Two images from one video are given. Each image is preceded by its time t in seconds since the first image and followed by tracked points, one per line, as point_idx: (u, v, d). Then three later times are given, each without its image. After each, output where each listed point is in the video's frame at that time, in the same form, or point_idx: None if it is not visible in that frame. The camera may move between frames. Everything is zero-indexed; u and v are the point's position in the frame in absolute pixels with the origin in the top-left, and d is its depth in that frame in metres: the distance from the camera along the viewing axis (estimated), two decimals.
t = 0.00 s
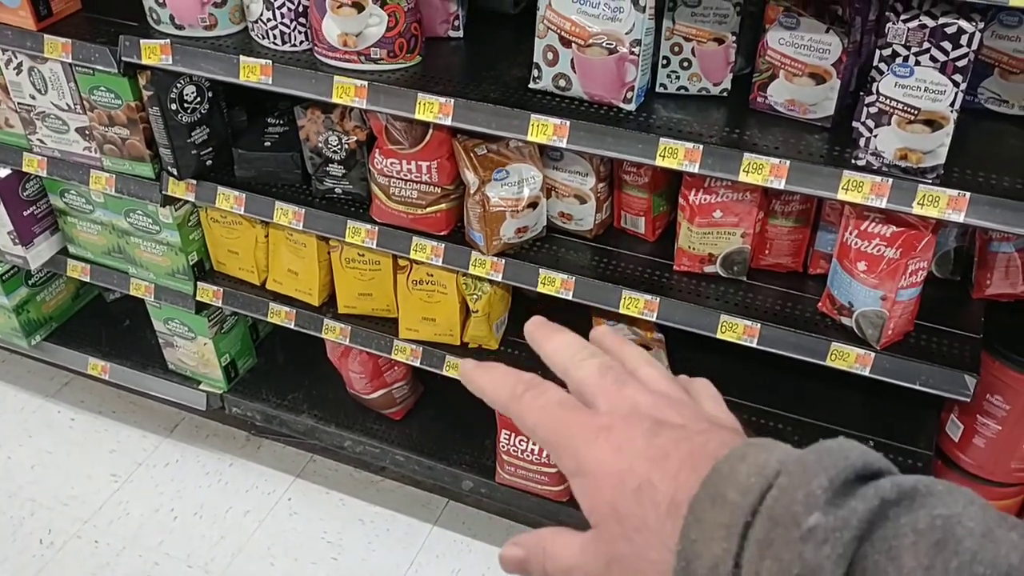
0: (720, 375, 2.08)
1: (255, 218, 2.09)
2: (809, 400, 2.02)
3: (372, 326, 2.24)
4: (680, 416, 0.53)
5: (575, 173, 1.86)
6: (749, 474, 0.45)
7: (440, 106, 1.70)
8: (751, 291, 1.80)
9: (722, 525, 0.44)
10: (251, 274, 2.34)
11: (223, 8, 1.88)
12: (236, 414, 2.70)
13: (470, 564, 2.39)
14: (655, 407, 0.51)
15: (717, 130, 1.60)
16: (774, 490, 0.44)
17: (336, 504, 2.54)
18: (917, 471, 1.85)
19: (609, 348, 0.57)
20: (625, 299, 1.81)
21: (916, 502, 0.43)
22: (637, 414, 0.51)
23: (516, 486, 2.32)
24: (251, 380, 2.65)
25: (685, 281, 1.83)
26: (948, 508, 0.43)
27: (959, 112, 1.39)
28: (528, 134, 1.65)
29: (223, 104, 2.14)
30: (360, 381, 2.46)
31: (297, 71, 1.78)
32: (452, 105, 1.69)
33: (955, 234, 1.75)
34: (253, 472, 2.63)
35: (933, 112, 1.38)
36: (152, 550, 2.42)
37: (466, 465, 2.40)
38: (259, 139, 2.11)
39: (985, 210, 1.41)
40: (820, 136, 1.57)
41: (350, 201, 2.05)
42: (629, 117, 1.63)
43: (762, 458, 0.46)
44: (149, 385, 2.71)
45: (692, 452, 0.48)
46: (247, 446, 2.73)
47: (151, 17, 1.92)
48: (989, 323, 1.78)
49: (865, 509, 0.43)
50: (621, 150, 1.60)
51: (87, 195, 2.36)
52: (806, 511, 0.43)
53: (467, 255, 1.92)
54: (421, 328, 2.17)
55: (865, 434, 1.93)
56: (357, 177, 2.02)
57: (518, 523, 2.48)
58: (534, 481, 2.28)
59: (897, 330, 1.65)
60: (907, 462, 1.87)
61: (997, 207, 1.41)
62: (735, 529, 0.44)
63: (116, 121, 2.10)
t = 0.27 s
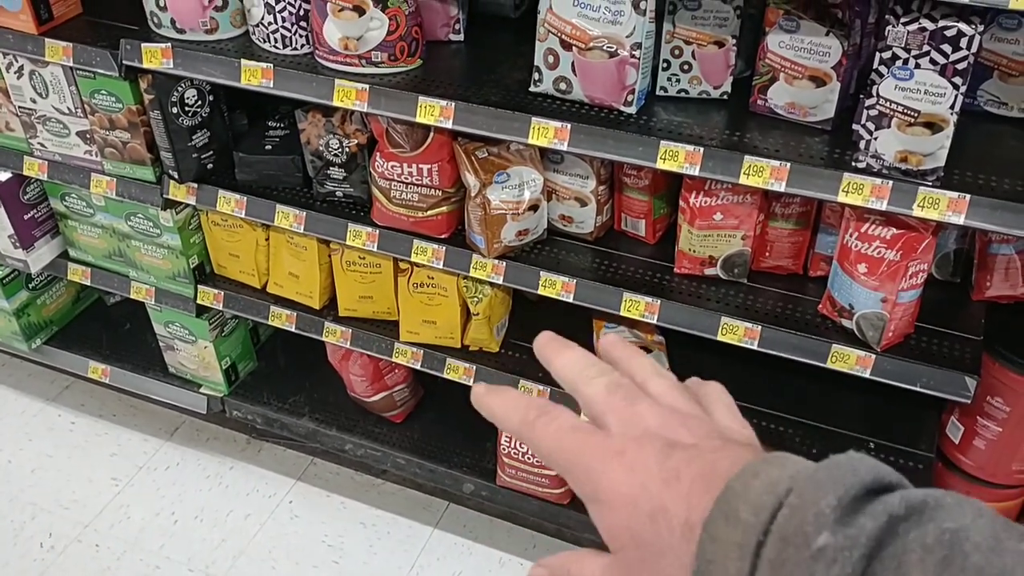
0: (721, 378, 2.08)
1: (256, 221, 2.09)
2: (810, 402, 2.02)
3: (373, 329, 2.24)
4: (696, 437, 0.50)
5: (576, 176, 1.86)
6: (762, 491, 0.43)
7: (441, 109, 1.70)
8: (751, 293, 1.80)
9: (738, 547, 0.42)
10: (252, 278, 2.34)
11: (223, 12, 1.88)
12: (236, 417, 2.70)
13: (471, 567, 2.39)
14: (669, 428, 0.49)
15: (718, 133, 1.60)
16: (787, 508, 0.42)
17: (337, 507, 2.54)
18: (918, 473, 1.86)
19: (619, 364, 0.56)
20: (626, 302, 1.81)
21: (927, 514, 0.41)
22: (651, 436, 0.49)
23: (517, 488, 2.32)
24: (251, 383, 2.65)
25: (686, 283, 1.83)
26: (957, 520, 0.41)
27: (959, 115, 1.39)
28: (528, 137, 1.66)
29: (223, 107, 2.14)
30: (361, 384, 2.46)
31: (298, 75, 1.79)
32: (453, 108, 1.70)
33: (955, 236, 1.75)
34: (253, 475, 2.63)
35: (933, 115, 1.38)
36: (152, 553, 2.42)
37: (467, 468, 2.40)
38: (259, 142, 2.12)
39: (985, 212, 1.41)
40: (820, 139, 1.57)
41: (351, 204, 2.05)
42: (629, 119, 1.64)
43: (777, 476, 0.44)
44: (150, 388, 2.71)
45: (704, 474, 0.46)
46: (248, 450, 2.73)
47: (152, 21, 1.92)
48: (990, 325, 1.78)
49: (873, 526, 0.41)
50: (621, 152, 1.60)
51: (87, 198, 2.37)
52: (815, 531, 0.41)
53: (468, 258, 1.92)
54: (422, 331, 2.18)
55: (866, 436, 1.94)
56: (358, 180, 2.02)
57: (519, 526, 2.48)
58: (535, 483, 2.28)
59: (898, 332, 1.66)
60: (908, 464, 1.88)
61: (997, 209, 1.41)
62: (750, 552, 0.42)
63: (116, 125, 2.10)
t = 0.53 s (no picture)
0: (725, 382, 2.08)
1: (259, 226, 2.09)
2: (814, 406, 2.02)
3: (376, 333, 2.24)
4: (755, 486, 0.68)
5: (580, 180, 1.86)
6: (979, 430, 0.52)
7: (445, 114, 1.70)
8: (756, 298, 1.80)
9: (964, 477, 0.50)
10: (255, 282, 2.34)
11: (227, 17, 1.88)
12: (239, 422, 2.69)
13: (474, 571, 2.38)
14: (854, 393, 0.59)
15: (722, 137, 1.60)
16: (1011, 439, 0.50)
17: (339, 511, 2.54)
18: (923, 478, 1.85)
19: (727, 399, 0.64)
20: (630, 306, 1.81)
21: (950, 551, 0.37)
22: (842, 404, 0.58)
23: (520, 493, 2.31)
24: (254, 388, 2.64)
25: (690, 288, 1.83)
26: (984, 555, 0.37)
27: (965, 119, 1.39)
28: (533, 141, 1.65)
29: (227, 112, 2.14)
30: (363, 389, 2.45)
31: (301, 80, 1.79)
32: (457, 113, 1.70)
33: (959, 239, 1.76)
34: (256, 480, 2.63)
35: (939, 119, 1.38)
36: (155, 559, 2.42)
37: (470, 472, 2.40)
38: (262, 147, 2.11)
39: (991, 217, 1.41)
40: (825, 143, 1.57)
41: (355, 209, 2.05)
42: (634, 124, 1.63)
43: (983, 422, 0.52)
44: (152, 393, 2.70)
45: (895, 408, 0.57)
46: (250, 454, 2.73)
47: (155, 26, 1.92)
48: (995, 329, 1.78)
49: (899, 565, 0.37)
50: (625, 157, 1.60)
51: (90, 203, 2.36)
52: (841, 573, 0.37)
53: (471, 262, 1.91)
54: (425, 336, 2.17)
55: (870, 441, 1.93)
56: (361, 184, 2.02)
57: (523, 531, 2.48)
58: (538, 488, 2.28)
59: (903, 337, 1.65)
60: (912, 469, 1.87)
61: (1003, 214, 1.41)
62: (982, 478, 0.50)
63: (119, 129, 2.10)
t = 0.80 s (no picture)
0: (743, 387, 2.06)
1: (275, 225, 2.08)
2: (834, 412, 1.99)
3: (391, 334, 2.22)
4: None
5: (599, 182, 1.84)
6: None
7: (465, 114, 1.69)
8: (776, 303, 1.78)
9: None
10: (269, 281, 2.33)
11: (246, 15, 1.87)
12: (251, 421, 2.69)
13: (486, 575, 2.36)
14: None
15: (746, 140, 1.58)
16: None
17: (352, 512, 2.53)
18: (944, 487, 1.83)
19: None
20: (649, 310, 1.79)
21: None
22: None
23: (533, 497, 2.30)
24: (267, 387, 2.63)
25: (710, 292, 1.81)
26: None
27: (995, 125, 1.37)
28: (553, 143, 1.64)
29: (244, 110, 2.13)
30: (377, 390, 2.44)
31: (320, 78, 1.77)
32: (477, 113, 1.68)
33: (984, 246, 1.74)
34: (268, 480, 2.62)
35: (969, 124, 1.36)
36: (167, 558, 2.41)
37: (484, 475, 2.38)
38: (279, 145, 2.10)
39: (1021, 224, 1.38)
40: (850, 147, 1.54)
41: (371, 209, 2.04)
42: (656, 126, 1.61)
43: None
44: (165, 391, 2.70)
45: None
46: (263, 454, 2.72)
47: (174, 23, 1.91)
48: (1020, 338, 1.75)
49: None
50: (647, 159, 1.58)
51: (105, 200, 2.36)
52: None
53: (489, 264, 1.90)
54: (440, 337, 2.16)
55: (891, 449, 1.91)
56: (378, 184, 2.01)
57: (535, 534, 2.46)
58: (552, 492, 2.26)
59: (927, 345, 1.63)
60: (933, 478, 1.85)
61: None
62: None
63: (136, 127, 2.09)
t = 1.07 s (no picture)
0: (747, 393, 2.04)
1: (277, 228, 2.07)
2: (839, 419, 1.98)
3: (393, 337, 2.21)
4: None
5: (603, 187, 1.82)
6: None
7: (468, 118, 1.67)
8: (781, 309, 1.76)
9: None
10: (271, 284, 2.32)
11: (248, 17, 1.86)
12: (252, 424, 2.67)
13: None
14: None
15: (751, 145, 1.56)
16: None
17: (353, 516, 2.51)
18: (950, 496, 1.81)
19: None
20: (652, 316, 1.77)
21: None
22: None
23: (536, 502, 2.28)
24: (268, 390, 2.62)
25: (714, 298, 1.79)
26: None
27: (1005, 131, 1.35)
28: (557, 147, 1.62)
29: (246, 113, 2.12)
30: (379, 394, 2.43)
31: (323, 81, 1.76)
32: (480, 117, 1.67)
33: (993, 253, 1.71)
34: (270, 483, 2.61)
35: (977, 131, 1.34)
36: (167, 561, 2.40)
37: (486, 480, 2.37)
38: (281, 148, 2.09)
39: None
40: (857, 153, 1.53)
41: (374, 212, 2.03)
42: (661, 131, 1.60)
43: None
44: (166, 394, 2.69)
45: None
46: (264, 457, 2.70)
47: (176, 25, 1.90)
48: None
49: None
50: (652, 164, 1.57)
51: (107, 202, 2.35)
52: None
53: (491, 268, 1.89)
54: (442, 341, 2.15)
55: (896, 456, 1.89)
56: (380, 187, 2.00)
57: (537, 540, 2.44)
58: (554, 497, 2.24)
59: (934, 352, 1.61)
60: (939, 486, 1.83)
61: None
62: None
63: (138, 129, 2.08)
